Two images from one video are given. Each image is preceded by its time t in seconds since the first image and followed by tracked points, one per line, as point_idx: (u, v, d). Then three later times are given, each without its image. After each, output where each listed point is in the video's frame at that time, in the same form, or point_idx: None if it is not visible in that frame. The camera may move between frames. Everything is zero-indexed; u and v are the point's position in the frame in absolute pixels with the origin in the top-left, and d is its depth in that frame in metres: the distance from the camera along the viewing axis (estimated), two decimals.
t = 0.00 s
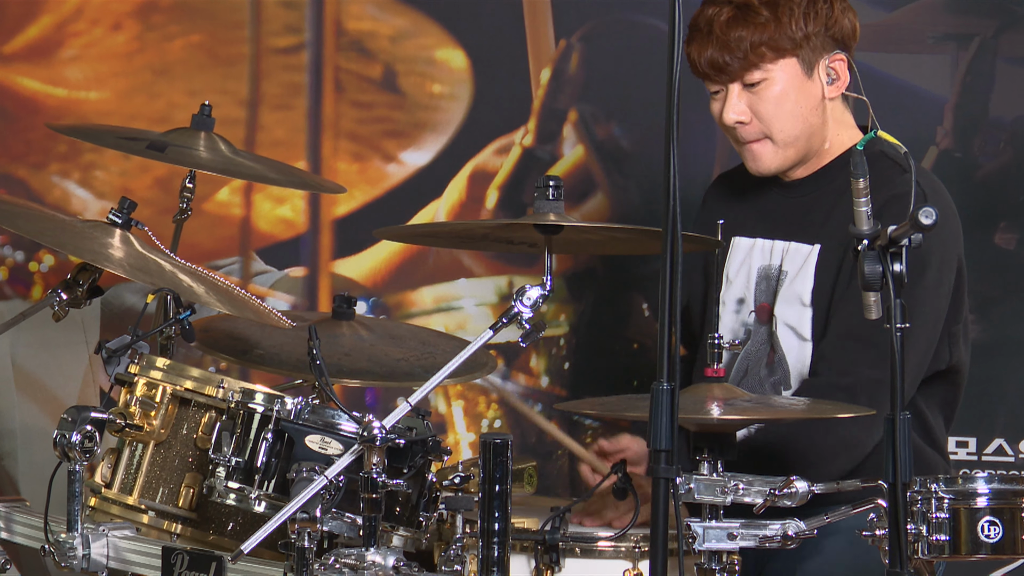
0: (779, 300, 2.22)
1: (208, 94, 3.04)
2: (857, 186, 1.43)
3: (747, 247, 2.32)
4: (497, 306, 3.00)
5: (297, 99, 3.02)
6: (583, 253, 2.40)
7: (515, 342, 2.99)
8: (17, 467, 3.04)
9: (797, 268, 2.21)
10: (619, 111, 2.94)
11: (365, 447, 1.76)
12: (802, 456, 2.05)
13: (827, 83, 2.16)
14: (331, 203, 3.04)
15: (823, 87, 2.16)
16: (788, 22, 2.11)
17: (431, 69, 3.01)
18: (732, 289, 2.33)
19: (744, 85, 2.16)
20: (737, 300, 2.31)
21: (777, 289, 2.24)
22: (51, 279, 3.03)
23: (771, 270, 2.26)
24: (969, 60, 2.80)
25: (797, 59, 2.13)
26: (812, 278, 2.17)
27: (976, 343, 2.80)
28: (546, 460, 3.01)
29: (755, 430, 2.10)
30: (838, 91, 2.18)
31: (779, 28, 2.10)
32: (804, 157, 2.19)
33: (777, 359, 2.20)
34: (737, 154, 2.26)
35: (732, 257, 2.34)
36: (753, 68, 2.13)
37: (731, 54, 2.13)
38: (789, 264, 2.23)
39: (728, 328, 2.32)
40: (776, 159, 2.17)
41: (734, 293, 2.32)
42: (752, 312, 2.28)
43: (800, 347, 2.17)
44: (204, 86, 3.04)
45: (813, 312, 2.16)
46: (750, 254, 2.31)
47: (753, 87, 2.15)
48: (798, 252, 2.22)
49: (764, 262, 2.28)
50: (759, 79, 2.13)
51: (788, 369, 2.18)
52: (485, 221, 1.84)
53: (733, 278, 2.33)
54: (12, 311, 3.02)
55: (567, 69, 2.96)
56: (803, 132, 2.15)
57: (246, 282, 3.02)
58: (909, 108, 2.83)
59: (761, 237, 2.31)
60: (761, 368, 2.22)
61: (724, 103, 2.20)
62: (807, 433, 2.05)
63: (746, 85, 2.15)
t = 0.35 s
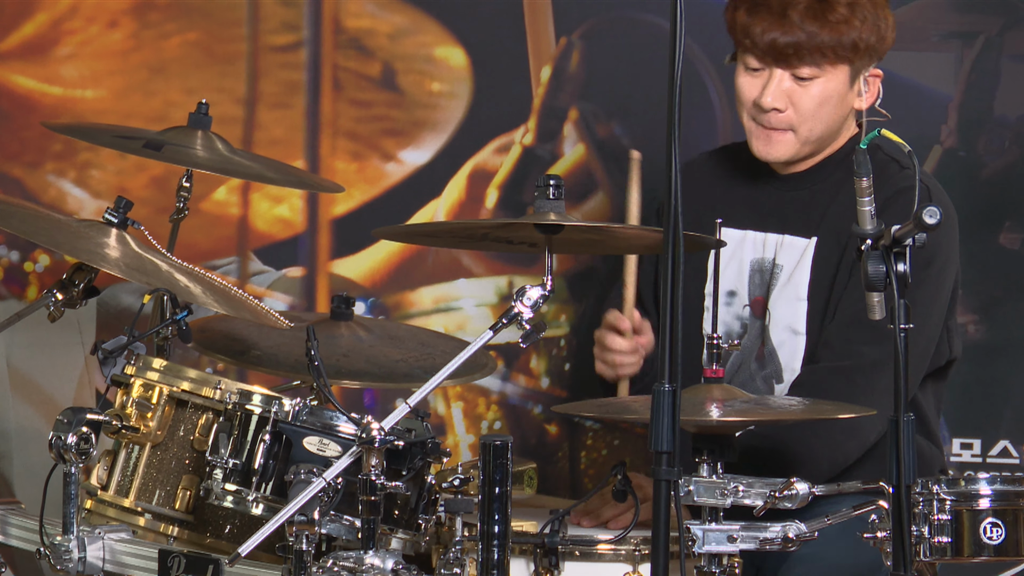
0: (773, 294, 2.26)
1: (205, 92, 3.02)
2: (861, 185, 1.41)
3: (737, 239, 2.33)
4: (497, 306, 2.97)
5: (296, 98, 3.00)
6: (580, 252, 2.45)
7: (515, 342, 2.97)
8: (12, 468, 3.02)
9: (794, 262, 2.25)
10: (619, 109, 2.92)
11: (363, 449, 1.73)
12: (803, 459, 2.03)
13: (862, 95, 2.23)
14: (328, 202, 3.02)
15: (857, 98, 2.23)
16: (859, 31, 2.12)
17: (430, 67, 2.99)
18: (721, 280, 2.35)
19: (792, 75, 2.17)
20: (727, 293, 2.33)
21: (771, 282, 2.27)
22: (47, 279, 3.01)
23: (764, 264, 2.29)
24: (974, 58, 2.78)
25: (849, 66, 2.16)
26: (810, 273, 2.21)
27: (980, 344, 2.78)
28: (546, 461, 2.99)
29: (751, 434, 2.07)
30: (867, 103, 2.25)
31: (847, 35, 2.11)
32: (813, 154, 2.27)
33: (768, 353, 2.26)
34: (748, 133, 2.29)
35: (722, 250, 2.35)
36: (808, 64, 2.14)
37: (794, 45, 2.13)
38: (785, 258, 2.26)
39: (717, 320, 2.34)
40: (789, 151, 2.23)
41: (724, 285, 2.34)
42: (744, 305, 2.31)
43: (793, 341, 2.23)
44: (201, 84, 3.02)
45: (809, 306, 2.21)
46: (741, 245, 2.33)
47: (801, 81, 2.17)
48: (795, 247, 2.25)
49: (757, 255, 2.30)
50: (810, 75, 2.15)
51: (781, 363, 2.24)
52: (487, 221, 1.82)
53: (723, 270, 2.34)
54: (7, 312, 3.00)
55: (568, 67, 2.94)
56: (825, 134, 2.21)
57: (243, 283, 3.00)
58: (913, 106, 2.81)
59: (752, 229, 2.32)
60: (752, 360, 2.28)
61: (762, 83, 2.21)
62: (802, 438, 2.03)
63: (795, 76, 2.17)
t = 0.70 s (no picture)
0: (780, 308, 2.24)
1: (202, 90, 3.00)
2: (864, 184, 1.40)
3: (742, 250, 2.29)
4: (496, 306, 2.96)
5: (293, 96, 2.99)
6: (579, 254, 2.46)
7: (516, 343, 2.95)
8: (7, 470, 3.00)
9: (800, 277, 2.23)
10: (620, 108, 2.90)
11: (362, 451, 1.71)
12: (805, 461, 2.01)
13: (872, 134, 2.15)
14: (326, 202, 3.00)
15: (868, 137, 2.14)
16: (881, 85, 2.02)
17: (429, 65, 2.97)
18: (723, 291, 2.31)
19: (802, 116, 2.07)
20: (729, 304, 2.29)
21: (778, 295, 2.24)
22: (42, 279, 2.99)
23: (770, 276, 2.26)
24: (978, 56, 2.76)
25: (862, 117, 2.07)
26: (817, 289, 2.20)
27: (985, 345, 2.76)
28: (548, 464, 2.97)
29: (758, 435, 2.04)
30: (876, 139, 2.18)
31: (866, 90, 2.01)
32: (811, 177, 2.21)
33: (779, 368, 2.23)
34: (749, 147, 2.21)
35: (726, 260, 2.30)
36: (820, 112, 2.05)
37: (810, 93, 2.02)
38: (792, 272, 2.24)
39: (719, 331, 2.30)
40: (785, 179, 2.18)
41: (726, 295, 2.30)
42: (746, 318, 2.28)
43: (803, 356, 2.21)
44: (198, 83, 3.00)
45: (817, 322, 2.20)
46: (746, 256, 2.29)
47: (810, 125, 2.07)
48: (801, 260, 2.23)
49: (762, 266, 2.27)
50: (821, 123, 2.06)
51: (791, 379, 2.22)
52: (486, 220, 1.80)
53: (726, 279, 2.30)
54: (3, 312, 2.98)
55: (568, 66, 2.92)
56: (824, 167, 2.15)
57: (241, 283, 2.98)
58: (917, 105, 2.79)
59: (757, 240, 2.29)
60: (760, 373, 2.25)
61: (770, 115, 2.11)
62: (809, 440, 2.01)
63: (804, 120, 2.07)
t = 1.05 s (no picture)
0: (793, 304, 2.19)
1: (200, 89, 2.98)
2: (868, 184, 1.38)
3: (752, 251, 2.26)
4: (496, 306, 2.93)
5: (291, 95, 2.97)
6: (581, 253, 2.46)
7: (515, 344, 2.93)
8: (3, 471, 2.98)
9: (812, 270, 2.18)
10: (621, 106, 2.88)
11: (361, 453, 1.71)
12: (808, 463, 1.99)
13: (859, 97, 2.14)
14: (325, 201, 2.98)
15: (855, 100, 2.14)
16: (848, 31, 2.05)
17: (428, 63, 2.95)
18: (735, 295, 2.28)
19: (779, 79, 2.10)
20: (744, 306, 2.26)
21: (791, 292, 2.20)
22: (38, 279, 2.97)
23: (784, 274, 2.22)
24: (982, 54, 2.74)
25: (841, 70, 2.09)
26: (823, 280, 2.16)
27: (989, 345, 2.74)
28: (548, 465, 2.95)
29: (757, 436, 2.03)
30: (866, 107, 2.17)
31: (836, 35, 2.05)
32: (811, 158, 2.18)
33: (775, 359, 2.19)
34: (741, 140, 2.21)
35: (734, 262, 2.28)
36: (796, 67, 2.08)
37: (780, 47, 2.06)
38: (804, 267, 2.19)
39: (735, 332, 2.27)
40: (783, 157, 2.14)
41: (740, 298, 2.27)
42: (764, 317, 2.24)
43: (800, 345, 2.16)
44: (195, 81, 2.98)
45: (816, 308, 2.15)
46: (757, 257, 2.26)
47: (788, 86, 2.10)
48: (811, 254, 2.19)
49: (775, 265, 2.23)
50: (797, 80, 2.08)
51: (788, 369, 2.17)
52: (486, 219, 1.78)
53: (737, 283, 2.27)
54: None
55: (569, 63, 2.90)
56: (819, 139, 2.12)
57: (238, 283, 2.96)
58: (921, 102, 2.77)
59: (766, 240, 2.26)
60: (759, 368, 2.21)
61: (750, 90, 2.13)
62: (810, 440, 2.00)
63: (781, 81, 2.10)
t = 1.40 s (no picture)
0: (791, 306, 2.20)
1: (197, 87, 2.97)
2: (871, 183, 1.36)
3: (750, 247, 2.26)
4: (497, 306, 2.91)
5: (289, 93, 2.95)
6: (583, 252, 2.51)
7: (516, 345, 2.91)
8: None
9: (811, 274, 2.18)
10: (622, 105, 2.86)
11: (359, 454, 1.69)
12: (811, 464, 1.97)
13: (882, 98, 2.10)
14: (323, 200, 2.97)
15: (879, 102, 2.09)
16: (878, 39, 1.97)
17: (427, 61, 2.93)
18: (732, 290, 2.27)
19: (811, 91, 2.01)
20: (740, 303, 2.26)
21: (788, 294, 2.21)
22: (34, 279, 2.95)
23: (781, 274, 2.22)
24: (987, 52, 2.72)
25: (870, 77, 2.02)
26: (827, 286, 2.15)
27: (994, 346, 2.72)
28: (548, 466, 2.93)
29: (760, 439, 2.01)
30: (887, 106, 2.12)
31: (868, 45, 1.96)
32: (835, 160, 2.15)
33: (777, 365, 2.20)
34: (765, 145, 2.14)
35: (733, 258, 2.27)
36: (829, 80, 1.99)
37: (815, 62, 1.97)
38: (804, 269, 2.19)
39: (730, 329, 2.27)
40: (812, 164, 2.10)
41: (736, 295, 2.26)
42: (759, 316, 2.24)
43: (804, 353, 2.17)
44: (192, 79, 2.96)
45: (823, 317, 2.16)
46: (755, 254, 2.25)
47: (821, 98, 2.01)
48: (813, 257, 2.18)
49: (773, 264, 2.23)
50: (831, 92, 2.00)
51: (790, 376, 2.18)
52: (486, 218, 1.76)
53: (735, 280, 2.26)
54: None
55: (569, 61, 2.88)
56: (846, 144, 2.08)
57: (236, 282, 2.94)
58: (925, 101, 2.75)
59: (766, 237, 2.25)
60: (760, 371, 2.23)
61: (779, 102, 2.04)
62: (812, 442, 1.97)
63: (813, 93, 2.01)
